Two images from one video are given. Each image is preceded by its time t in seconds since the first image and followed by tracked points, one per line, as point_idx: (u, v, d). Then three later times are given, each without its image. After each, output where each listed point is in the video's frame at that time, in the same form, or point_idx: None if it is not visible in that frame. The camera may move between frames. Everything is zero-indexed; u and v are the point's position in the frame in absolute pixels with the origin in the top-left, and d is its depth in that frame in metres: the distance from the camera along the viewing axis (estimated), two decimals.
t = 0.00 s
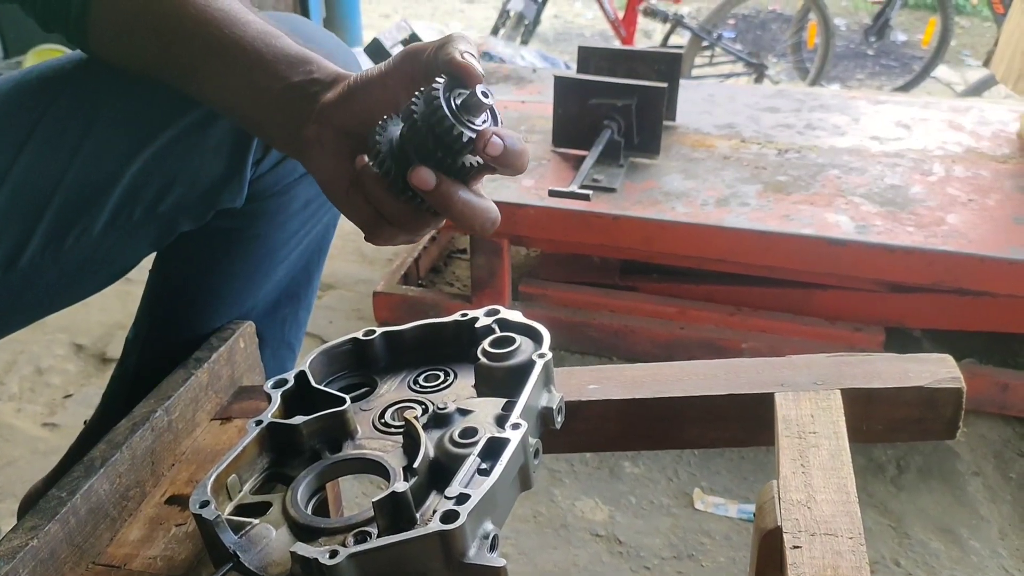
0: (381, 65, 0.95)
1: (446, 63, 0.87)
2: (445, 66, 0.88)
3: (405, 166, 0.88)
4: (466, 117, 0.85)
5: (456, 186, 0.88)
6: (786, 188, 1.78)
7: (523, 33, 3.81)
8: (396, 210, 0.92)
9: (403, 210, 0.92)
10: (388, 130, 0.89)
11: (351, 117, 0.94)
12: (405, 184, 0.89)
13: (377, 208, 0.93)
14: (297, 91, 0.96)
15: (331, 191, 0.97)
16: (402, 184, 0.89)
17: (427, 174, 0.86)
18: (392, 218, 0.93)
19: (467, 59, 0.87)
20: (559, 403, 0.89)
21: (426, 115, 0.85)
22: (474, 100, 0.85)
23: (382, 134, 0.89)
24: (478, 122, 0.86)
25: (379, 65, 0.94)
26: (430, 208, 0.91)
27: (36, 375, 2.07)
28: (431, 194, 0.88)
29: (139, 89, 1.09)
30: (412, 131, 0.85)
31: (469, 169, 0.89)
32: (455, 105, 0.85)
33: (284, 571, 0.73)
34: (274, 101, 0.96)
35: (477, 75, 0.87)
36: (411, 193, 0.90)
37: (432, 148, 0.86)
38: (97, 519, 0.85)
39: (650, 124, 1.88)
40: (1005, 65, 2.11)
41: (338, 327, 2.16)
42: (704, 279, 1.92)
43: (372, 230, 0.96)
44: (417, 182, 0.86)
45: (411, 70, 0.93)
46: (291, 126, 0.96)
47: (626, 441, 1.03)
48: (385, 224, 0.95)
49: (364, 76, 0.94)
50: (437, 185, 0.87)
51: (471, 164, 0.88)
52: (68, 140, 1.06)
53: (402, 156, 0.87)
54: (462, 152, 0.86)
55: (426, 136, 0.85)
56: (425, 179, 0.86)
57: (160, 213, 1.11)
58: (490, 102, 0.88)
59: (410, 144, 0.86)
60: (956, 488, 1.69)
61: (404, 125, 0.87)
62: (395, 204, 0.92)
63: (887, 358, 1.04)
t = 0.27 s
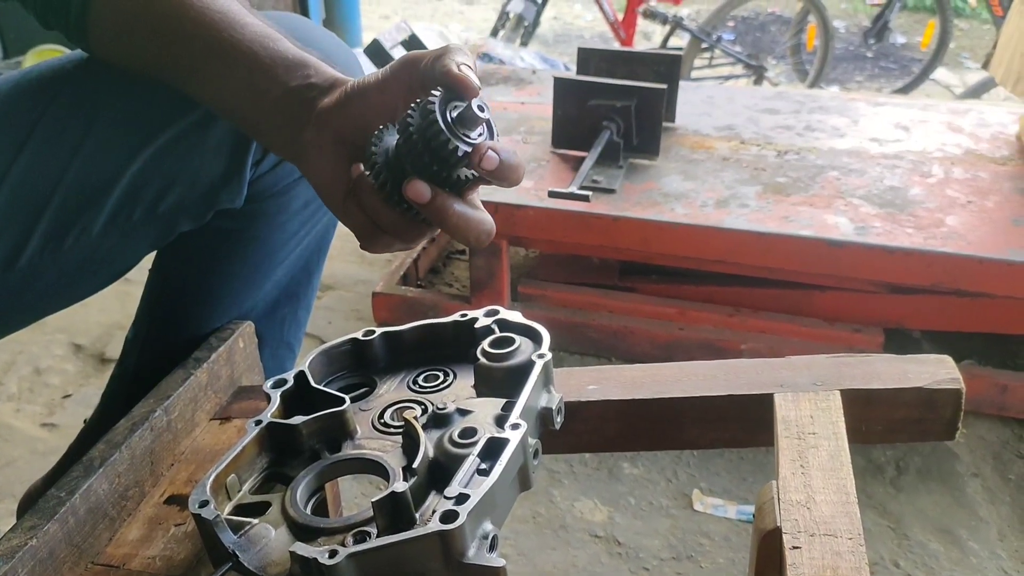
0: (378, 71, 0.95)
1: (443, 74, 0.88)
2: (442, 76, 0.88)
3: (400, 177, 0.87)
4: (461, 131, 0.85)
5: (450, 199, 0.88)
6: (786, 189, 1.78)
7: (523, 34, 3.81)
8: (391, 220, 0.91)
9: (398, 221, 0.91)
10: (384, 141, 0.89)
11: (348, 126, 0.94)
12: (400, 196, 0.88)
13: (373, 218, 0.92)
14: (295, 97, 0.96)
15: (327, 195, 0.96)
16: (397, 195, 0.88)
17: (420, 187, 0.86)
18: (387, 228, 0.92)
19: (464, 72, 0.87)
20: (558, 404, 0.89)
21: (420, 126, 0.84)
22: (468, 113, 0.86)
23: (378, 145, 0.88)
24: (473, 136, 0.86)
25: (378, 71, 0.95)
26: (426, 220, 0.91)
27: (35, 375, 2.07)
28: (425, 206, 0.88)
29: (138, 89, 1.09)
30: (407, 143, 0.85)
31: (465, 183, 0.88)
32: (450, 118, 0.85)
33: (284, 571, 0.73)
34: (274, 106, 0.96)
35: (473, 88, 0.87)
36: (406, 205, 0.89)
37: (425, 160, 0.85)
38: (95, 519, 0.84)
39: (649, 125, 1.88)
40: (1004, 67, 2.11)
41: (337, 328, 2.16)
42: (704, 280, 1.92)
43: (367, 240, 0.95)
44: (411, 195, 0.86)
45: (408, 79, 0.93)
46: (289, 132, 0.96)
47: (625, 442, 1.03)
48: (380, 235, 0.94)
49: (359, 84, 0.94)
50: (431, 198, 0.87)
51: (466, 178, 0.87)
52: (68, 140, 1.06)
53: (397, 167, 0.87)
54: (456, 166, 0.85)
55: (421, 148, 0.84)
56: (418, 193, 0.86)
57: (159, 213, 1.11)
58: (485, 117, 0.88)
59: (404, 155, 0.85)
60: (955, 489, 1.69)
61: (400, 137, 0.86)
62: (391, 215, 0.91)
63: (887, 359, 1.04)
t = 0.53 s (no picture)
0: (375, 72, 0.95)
1: (438, 77, 0.86)
2: (435, 79, 0.87)
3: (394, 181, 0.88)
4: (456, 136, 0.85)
5: (445, 203, 0.88)
6: (786, 190, 1.78)
7: (523, 35, 3.81)
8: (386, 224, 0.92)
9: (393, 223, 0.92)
10: (379, 144, 0.90)
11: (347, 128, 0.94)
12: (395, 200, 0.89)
13: (369, 222, 0.94)
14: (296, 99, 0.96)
15: (327, 202, 0.98)
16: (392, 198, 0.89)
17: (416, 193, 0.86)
18: (383, 232, 0.94)
19: (460, 73, 0.86)
20: (558, 404, 0.89)
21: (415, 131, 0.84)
22: (464, 118, 0.85)
23: (374, 148, 0.89)
24: (467, 140, 0.86)
25: (375, 72, 0.94)
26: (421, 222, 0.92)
27: (35, 376, 2.07)
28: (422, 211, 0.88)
29: (137, 90, 1.09)
30: (401, 146, 0.85)
31: (458, 185, 0.89)
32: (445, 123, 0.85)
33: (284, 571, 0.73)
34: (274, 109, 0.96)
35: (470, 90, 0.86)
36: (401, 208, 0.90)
37: (420, 165, 0.85)
38: (95, 519, 0.84)
39: (650, 126, 1.88)
40: (1004, 68, 2.11)
41: (337, 328, 2.16)
42: (704, 281, 1.92)
43: (363, 241, 0.97)
44: (406, 199, 0.86)
45: (405, 81, 0.92)
46: (289, 134, 0.96)
47: (625, 443, 1.03)
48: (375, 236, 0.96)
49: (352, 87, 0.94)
50: (427, 203, 0.87)
51: (461, 180, 0.88)
52: (67, 140, 1.06)
53: (392, 170, 0.87)
54: (451, 169, 0.86)
55: (415, 153, 0.85)
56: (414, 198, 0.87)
57: (158, 213, 1.12)
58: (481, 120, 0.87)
59: (399, 159, 0.86)
60: (955, 490, 1.69)
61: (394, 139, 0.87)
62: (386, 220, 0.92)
63: (886, 360, 1.04)
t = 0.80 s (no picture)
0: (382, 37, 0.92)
1: (450, 33, 0.83)
2: (446, 35, 0.84)
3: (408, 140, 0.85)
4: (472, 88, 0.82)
5: (463, 158, 0.86)
6: (786, 191, 1.78)
7: (523, 36, 3.81)
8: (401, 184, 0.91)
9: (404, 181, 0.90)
10: (390, 103, 0.87)
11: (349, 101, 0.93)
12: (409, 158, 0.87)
13: (381, 184, 0.92)
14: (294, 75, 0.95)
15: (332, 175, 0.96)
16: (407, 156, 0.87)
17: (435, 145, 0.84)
18: (396, 193, 0.92)
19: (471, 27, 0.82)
20: (557, 405, 0.89)
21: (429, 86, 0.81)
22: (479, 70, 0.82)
23: (385, 108, 0.86)
24: (482, 94, 0.83)
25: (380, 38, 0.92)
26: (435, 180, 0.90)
27: (34, 376, 2.07)
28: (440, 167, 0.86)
29: (137, 85, 1.10)
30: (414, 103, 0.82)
31: (474, 141, 0.86)
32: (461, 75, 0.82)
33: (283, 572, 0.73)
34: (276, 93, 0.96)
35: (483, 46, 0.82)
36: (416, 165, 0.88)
37: (434, 123, 0.82)
38: (95, 519, 0.84)
39: (650, 126, 1.88)
40: (1004, 69, 2.11)
41: (336, 329, 2.16)
42: (704, 281, 1.92)
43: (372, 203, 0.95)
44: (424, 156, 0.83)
45: (411, 45, 0.89)
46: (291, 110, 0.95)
47: (625, 444, 1.03)
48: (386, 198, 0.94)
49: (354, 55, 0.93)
50: (444, 158, 0.85)
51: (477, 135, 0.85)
52: (66, 137, 1.06)
53: (405, 130, 0.84)
54: (467, 124, 0.83)
55: (429, 110, 0.82)
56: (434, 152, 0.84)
57: (158, 210, 1.11)
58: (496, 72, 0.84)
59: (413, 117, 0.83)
60: (954, 491, 1.69)
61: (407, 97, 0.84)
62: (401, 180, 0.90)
63: (886, 360, 1.04)
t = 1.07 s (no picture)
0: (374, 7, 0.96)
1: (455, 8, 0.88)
2: (450, 8, 0.89)
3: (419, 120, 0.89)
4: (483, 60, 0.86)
5: (474, 136, 0.89)
6: (785, 191, 1.78)
7: (523, 36, 3.81)
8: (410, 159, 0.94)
9: (410, 156, 0.93)
10: (398, 79, 0.90)
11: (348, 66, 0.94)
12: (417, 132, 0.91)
13: (387, 160, 0.96)
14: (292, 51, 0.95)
15: (336, 152, 0.99)
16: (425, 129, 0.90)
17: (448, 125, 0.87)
18: (401, 166, 0.96)
19: (478, 3, 0.88)
20: (557, 405, 0.89)
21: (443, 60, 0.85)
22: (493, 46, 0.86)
23: (394, 84, 0.90)
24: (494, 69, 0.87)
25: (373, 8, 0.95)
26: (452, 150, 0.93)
27: (34, 376, 2.07)
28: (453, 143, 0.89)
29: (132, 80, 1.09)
30: (424, 78, 0.86)
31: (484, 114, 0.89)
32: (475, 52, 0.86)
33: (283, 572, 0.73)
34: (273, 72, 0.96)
35: (488, 20, 0.87)
36: (425, 144, 0.91)
37: (447, 96, 0.86)
38: (95, 519, 0.84)
39: (650, 126, 1.88)
40: (1003, 69, 2.11)
41: (336, 329, 2.16)
42: (704, 281, 1.92)
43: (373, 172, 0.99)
44: (437, 135, 0.87)
45: (408, 16, 0.93)
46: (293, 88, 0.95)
47: (624, 444, 1.03)
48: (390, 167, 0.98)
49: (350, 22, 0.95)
50: (457, 138, 0.88)
51: (484, 112, 0.88)
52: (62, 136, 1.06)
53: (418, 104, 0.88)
54: (475, 99, 0.86)
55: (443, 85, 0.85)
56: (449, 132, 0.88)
57: (155, 209, 1.11)
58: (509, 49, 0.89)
59: (423, 90, 0.87)
60: (954, 492, 1.69)
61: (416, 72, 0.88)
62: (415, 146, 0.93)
63: (886, 361, 1.04)
